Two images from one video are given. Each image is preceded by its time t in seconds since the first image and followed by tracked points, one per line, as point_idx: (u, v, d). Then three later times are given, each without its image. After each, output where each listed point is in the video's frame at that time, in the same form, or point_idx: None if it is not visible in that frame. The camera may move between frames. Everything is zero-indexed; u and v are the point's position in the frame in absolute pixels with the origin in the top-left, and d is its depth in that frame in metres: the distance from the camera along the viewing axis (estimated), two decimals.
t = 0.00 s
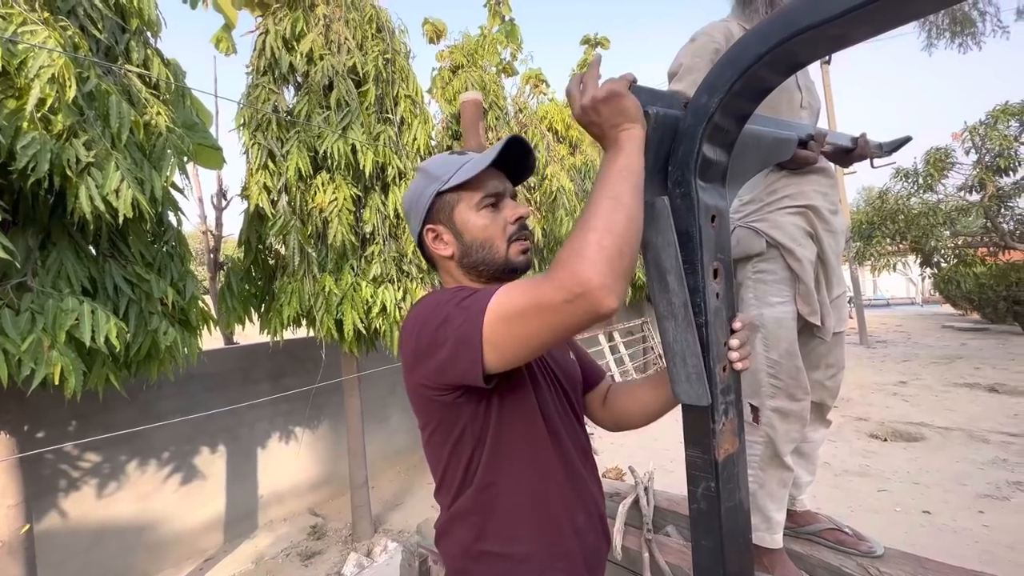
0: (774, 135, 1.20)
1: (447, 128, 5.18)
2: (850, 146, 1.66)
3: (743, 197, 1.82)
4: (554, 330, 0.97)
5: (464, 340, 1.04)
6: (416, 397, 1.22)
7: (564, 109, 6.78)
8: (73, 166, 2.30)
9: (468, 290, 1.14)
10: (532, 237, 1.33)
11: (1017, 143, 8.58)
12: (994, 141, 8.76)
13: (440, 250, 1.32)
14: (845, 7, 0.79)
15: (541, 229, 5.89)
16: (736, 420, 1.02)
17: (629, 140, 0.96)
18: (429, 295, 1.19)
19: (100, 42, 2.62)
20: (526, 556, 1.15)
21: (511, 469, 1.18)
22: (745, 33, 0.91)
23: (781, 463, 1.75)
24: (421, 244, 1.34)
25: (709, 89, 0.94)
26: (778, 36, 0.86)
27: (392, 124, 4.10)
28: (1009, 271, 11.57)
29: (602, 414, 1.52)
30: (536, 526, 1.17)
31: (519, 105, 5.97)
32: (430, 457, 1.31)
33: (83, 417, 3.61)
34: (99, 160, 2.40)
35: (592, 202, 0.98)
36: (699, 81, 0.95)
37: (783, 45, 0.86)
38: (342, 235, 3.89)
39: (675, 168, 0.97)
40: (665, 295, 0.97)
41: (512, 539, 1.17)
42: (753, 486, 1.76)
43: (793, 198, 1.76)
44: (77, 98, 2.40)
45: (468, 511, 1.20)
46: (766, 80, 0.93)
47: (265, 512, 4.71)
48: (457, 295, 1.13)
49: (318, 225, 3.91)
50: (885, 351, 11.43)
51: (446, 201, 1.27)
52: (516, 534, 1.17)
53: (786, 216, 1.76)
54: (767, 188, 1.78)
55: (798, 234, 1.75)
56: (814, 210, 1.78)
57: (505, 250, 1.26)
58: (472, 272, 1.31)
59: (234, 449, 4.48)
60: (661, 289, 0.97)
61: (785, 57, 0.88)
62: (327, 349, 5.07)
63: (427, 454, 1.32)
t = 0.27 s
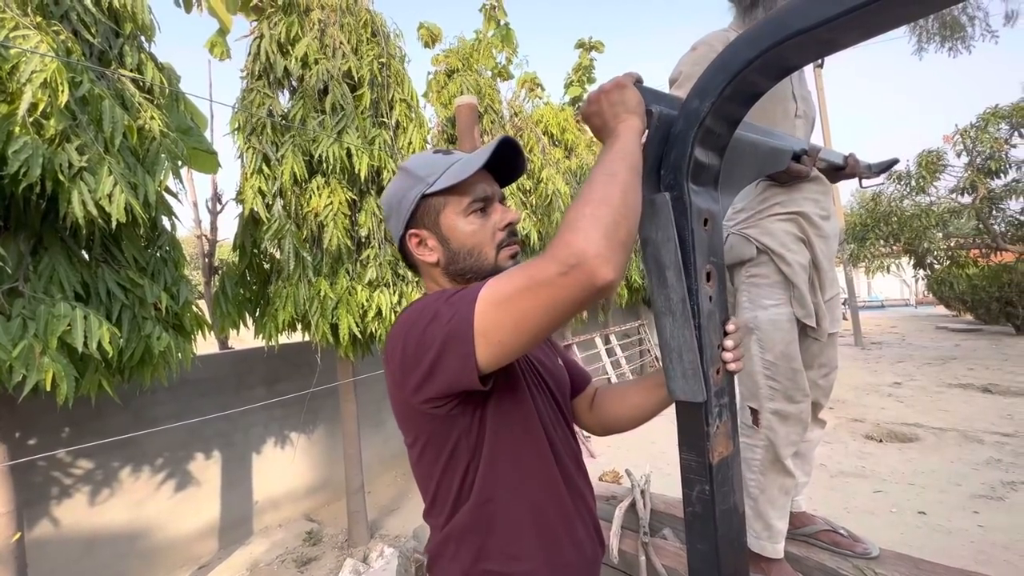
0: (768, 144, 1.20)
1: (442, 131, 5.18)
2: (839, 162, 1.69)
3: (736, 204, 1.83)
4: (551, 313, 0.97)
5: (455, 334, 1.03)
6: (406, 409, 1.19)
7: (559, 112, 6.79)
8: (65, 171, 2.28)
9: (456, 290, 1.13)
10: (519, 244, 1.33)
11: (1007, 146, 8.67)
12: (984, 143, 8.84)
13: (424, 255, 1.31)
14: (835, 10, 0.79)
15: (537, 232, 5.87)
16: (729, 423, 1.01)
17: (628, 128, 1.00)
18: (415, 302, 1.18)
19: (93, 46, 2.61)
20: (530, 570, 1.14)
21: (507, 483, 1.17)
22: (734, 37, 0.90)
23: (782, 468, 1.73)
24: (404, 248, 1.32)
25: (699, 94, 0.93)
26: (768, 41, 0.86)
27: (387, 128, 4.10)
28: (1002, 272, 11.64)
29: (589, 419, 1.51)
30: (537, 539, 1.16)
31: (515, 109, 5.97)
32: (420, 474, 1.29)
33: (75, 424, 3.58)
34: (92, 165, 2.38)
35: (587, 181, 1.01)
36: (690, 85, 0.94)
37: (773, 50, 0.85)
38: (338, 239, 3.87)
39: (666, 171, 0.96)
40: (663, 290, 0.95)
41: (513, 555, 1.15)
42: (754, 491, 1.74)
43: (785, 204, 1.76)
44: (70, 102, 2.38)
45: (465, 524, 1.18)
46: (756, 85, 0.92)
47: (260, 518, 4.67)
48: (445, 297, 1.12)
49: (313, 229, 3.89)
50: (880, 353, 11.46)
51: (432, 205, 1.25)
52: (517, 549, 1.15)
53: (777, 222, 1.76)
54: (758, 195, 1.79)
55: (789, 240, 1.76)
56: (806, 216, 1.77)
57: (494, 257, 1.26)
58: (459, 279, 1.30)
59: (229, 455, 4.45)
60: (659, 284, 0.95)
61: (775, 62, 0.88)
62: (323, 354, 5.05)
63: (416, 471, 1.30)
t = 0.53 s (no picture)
0: (766, 150, 1.21)
1: (438, 135, 5.18)
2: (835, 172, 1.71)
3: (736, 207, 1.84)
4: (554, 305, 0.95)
5: (454, 331, 1.01)
6: (403, 416, 1.17)
7: (554, 115, 6.80)
8: (58, 175, 2.27)
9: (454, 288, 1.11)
10: (512, 248, 1.33)
11: (999, 147, 8.75)
12: (976, 145, 8.91)
13: (415, 258, 1.30)
14: (829, 16, 0.79)
15: (533, 235, 5.88)
16: (727, 424, 1.01)
17: (632, 127, 1.00)
18: (411, 304, 1.15)
19: (87, 50, 2.59)
20: None
21: (506, 489, 1.16)
22: (729, 43, 0.90)
23: (784, 469, 1.73)
24: (394, 250, 1.31)
25: (694, 99, 0.93)
26: (761, 47, 0.86)
27: (383, 131, 4.10)
28: (995, 272, 11.69)
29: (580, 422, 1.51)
30: (536, 545, 1.16)
31: (510, 111, 5.97)
32: (415, 481, 1.27)
33: (70, 430, 3.56)
34: (86, 169, 2.37)
35: (590, 175, 0.99)
36: (685, 90, 0.94)
37: (767, 55, 0.85)
38: (334, 242, 3.86)
39: (661, 175, 0.96)
40: (661, 289, 0.95)
41: (513, 562, 1.14)
42: (755, 492, 1.74)
43: (785, 207, 1.76)
44: (63, 107, 2.37)
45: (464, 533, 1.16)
46: (751, 90, 0.92)
47: (256, 523, 4.65)
48: (443, 296, 1.10)
49: (309, 233, 3.88)
50: (876, 353, 11.49)
51: (425, 208, 1.25)
52: (517, 555, 1.14)
53: (777, 225, 1.77)
54: (757, 198, 1.79)
55: (790, 242, 1.76)
56: (807, 218, 1.76)
57: (487, 262, 1.27)
58: (451, 284, 1.30)
59: (224, 460, 4.43)
60: (657, 284, 0.95)
61: (768, 67, 0.88)
62: (319, 357, 5.04)
63: (411, 479, 1.28)
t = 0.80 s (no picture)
0: (762, 155, 1.21)
1: (435, 137, 5.19)
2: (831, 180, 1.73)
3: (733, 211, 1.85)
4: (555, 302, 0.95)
5: (454, 328, 1.01)
6: (404, 416, 1.16)
7: (551, 117, 6.81)
8: (54, 178, 2.27)
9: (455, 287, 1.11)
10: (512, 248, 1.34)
11: (994, 148, 8.79)
12: (971, 146, 8.95)
13: (416, 258, 1.30)
14: (819, 17, 0.79)
15: (531, 237, 5.88)
16: (721, 425, 1.01)
17: (632, 125, 1.00)
18: (412, 303, 1.15)
19: (83, 53, 2.59)
20: None
21: (506, 489, 1.16)
22: (720, 43, 0.90)
23: (781, 469, 1.73)
24: (394, 249, 1.30)
25: (687, 99, 0.93)
26: (751, 47, 0.86)
27: (380, 134, 4.09)
28: (991, 272, 11.73)
29: (578, 424, 1.51)
30: (536, 546, 1.15)
31: (507, 113, 5.98)
32: (415, 482, 1.27)
33: (65, 434, 3.55)
34: (81, 172, 2.37)
35: (591, 172, 1.00)
36: (677, 90, 0.94)
37: (758, 56, 0.85)
38: (331, 244, 3.86)
39: (654, 176, 0.96)
40: (656, 288, 0.95)
41: (514, 563, 1.14)
42: (753, 493, 1.74)
43: (779, 210, 1.77)
44: (59, 110, 2.37)
45: (463, 534, 1.16)
46: (743, 90, 0.92)
47: (253, 527, 4.64)
48: (443, 294, 1.10)
49: (306, 235, 3.87)
50: (873, 354, 11.51)
51: (426, 207, 1.24)
52: (518, 556, 1.14)
53: (773, 227, 1.77)
54: (753, 202, 1.80)
55: (787, 244, 1.76)
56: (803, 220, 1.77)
57: (488, 262, 1.27)
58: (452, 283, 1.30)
59: (222, 463, 4.42)
60: (653, 281, 0.95)
61: (759, 68, 0.88)
62: (316, 360, 5.03)
63: (411, 481, 1.28)
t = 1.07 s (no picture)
0: (760, 158, 1.21)
1: (433, 138, 5.18)
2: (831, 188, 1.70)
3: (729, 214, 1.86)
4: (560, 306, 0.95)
5: (461, 332, 1.00)
6: (405, 413, 1.16)
7: (549, 118, 6.82)
8: (50, 180, 2.26)
9: (462, 288, 1.10)
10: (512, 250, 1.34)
11: (990, 148, 8.82)
12: (967, 146, 8.98)
13: (417, 259, 1.30)
14: (813, 16, 0.79)
15: (528, 238, 5.88)
16: (718, 426, 1.01)
17: (632, 127, 1.00)
18: (418, 302, 1.15)
19: (79, 54, 2.59)
20: None
21: (503, 491, 1.16)
22: (715, 44, 0.90)
23: (779, 470, 1.73)
24: (396, 250, 1.30)
25: (682, 99, 0.93)
26: (745, 48, 0.86)
27: (378, 135, 4.09)
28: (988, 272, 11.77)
29: (579, 427, 1.51)
30: (531, 549, 1.15)
31: (505, 115, 5.98)
32: (413, 478, 1.27)
33: (62, 436, 3.53)
34: (78, 173, 2.36)
35: (597, 176, 0.99)
36: (673, 91, 0.94)
37: (752, 56, 0.85)
38: (329, 246, 3.85)
39: (651, 177, 0.96)
40: (652, 289, 0.95)
41: (507, 564, 1.13)
42: (751, 493, 1.74)
43: (775, 213, 1.77)
44: (55, 111, 2.36)
45: (459, 534, 1.16)
46: (738, 91, 0.92)
47: (251, 530, 4.63)
48: (450, 294, 1.09)
49: (303, 237, 3.87)
50: (871, 354, 11.53)
51: (428, 208, 1.24)
52: (512, 558, 1.14)
53: (769, 231, 1.77)
54: (749, 205, 1.82)
55: (783, 247, 1.76)
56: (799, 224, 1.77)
57: (489, 263, 1.27)
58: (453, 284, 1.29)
59: (219, 465, 4.41)
60: (650, 281, 0.96)
61: (754, 68, 0.88)
62: (314, 362, 5.02)
63: (410, 477, 1.28)
